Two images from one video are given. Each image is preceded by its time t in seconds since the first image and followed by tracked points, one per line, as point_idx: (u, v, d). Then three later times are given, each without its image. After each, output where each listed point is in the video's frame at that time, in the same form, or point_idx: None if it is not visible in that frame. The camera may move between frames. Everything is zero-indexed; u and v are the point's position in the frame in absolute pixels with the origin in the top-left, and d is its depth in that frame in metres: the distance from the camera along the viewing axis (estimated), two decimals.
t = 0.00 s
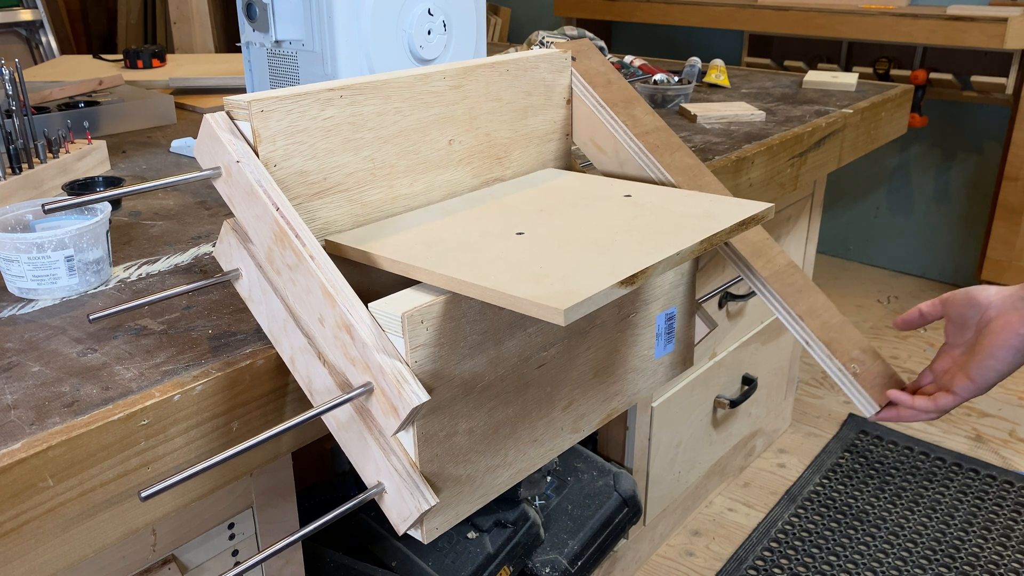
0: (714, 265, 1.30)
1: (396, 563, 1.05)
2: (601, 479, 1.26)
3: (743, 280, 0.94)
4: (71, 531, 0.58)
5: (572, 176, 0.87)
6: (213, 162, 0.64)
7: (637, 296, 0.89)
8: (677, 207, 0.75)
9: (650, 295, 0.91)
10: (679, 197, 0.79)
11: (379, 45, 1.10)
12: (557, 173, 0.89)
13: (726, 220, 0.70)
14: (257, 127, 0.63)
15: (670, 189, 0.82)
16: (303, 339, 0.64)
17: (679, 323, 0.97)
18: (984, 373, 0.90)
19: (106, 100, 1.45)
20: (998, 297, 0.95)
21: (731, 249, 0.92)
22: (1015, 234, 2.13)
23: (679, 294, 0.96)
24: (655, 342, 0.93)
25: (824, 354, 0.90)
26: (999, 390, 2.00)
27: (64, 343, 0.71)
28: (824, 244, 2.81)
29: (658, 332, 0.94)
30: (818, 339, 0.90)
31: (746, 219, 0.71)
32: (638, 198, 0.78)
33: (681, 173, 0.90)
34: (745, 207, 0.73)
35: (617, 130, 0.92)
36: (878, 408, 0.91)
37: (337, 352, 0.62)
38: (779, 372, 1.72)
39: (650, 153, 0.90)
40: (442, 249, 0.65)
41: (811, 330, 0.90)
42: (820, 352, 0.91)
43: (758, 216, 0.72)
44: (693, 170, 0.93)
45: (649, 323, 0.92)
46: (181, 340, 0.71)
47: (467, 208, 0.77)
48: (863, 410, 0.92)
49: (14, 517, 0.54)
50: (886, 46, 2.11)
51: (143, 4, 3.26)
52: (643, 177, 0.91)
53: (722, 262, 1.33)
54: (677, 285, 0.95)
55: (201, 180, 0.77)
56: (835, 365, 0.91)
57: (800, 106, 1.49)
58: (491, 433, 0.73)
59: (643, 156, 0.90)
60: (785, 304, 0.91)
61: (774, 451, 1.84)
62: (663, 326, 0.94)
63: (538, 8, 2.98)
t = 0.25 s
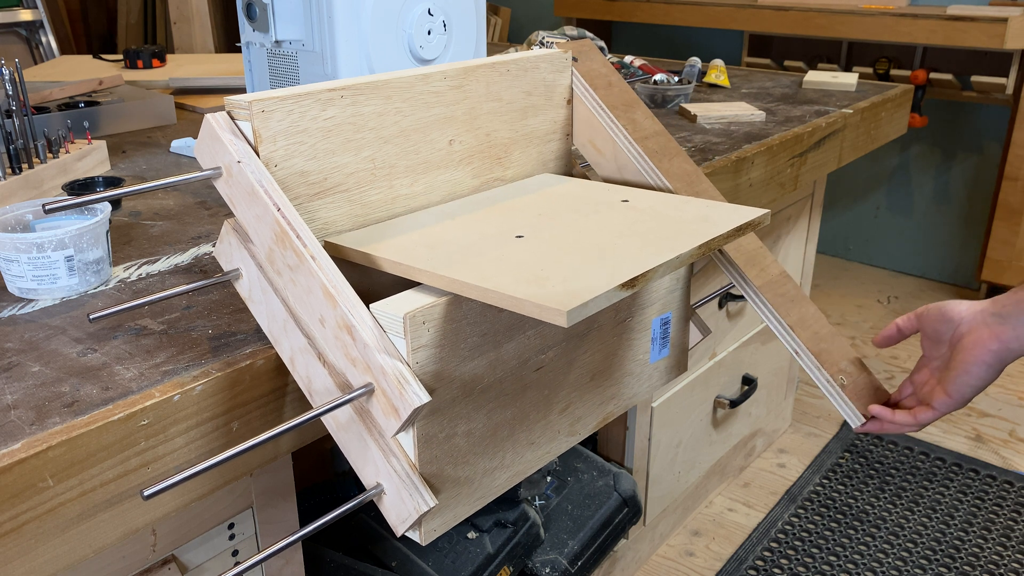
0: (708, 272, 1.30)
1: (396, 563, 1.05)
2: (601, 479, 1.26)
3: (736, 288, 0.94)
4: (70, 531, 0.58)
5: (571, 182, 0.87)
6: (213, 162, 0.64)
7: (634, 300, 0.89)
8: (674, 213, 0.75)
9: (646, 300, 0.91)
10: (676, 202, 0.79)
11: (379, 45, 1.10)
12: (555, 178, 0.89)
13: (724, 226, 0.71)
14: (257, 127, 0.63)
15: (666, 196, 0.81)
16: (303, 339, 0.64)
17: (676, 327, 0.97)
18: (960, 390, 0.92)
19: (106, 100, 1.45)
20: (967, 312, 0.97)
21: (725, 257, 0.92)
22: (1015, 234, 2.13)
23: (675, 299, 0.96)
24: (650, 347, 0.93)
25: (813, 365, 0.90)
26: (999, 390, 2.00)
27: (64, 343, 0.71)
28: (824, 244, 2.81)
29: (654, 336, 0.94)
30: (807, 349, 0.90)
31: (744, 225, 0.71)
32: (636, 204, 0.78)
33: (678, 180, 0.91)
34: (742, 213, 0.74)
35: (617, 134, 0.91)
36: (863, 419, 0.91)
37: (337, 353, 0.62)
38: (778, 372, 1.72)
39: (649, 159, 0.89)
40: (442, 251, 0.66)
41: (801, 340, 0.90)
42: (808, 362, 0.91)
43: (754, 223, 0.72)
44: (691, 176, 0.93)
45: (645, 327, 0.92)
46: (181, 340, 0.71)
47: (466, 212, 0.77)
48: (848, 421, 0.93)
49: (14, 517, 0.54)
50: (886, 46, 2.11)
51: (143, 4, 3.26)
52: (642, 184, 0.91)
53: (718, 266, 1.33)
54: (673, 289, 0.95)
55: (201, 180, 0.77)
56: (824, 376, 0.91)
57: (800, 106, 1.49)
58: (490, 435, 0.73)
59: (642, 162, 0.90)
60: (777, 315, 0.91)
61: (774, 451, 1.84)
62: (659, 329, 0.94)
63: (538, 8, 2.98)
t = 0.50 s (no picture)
0: (709, 271, 1.30)
1: (396, 563, 1.05)
2: (601, 479, 1.26)
3: (736, 288, 0.93)
4: (70, 531, 0.58)
5: (571, 182, 0.87)
6: (213, 162, 0.64)
7: (634, 301, 0.89)
8: (674, 212, 0.75)
9: (645, 299, 0.91)
10: (676, 202, 0.79)
11: (379, 45, 1.10)
12: (555, 178, 0.89)
13: (724, 225, 0.71)
14: (257, 127, 0.63)
15: (667, 195, 0.81)
16: (303, 339, 0.64)
17: (676, 327, 0.97)
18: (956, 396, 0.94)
19: (106, 100, 1.45)
20: (957, 312, 0.96)
21: (725, 256, 0.92)
22: (1015, 234, 2.13)
23: (675, 298, 0.96)
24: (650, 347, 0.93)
25: (814, 364, 0.90)
26: (999, 390, 2.00)
27: (64, 343, 0.71)
28: (824, 244, 2.81)
29: (654, 335, 0.94)
30: (807, 348, 0.90)
31: (744, 224, 0.71)
32: (636, 203, 0.78)
33: (678, 180, 0.91)
34: (742, 212, 0.74)
35: (617, 135, 0.91)
36: (862, 418, 0.91)
37: (337, 353, 0.62)
38: (779, 372, 1.72)
39: (649, 160, 0.89)
40: (442, 251, 0.66)
41: (801, 340, 0.90)
42: (809, 362, 0.91)
43: (755, 221, 0.73)
44: (691, 176, 0.93)
45: (644, 327, 0.92)
46: (181, 340, 0.71)
47: (465, 211, 0.77)
48: (847, 421, 0.93)
49: (14, 517, 0.54)
50: (886, 46, 2.11)
51: (143, 4, 3.26)
52: (642, 184, 0.91)
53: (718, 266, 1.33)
54: (673, 290, 0.95)
55: (201, 180, 0.77)
56: (824, 375, 0.91)
57: (800, 106, 1.49)
58: (490, 435, 0.73)
59: (642, 162, 0.90)
60: (777, 314, 0.91)
61: (774, 451, 1.84)
62: (658, 330, 0.94)
63: (538, 8, 2.98)
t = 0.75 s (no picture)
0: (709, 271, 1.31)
1: (396, 563, 1.05)
2: (601, 479, 1.26)
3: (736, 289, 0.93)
4: (70, 531, 0.58)
5: (571, 182, 0.87)
6: (213, 162, 0.64)
7: (634, 300, 0.89)
8: (674, 212, 0.75)
9: (646, 299, 0.91)
10: (675, 202, 0.79)
11: (379, 46, 1.10)
12: (555, 178, 0.89)
13: (724, 225, 0.71)
14: (257, 127, 0.63)
15: (666, 195, 0.81)
16: (303, 339, 0.64)
17: (676, 327, 0.97)
18: (958, 383, 0.93)
19: (106, 100, 1.45)
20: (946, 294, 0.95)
21: (726, 257, 0.92)
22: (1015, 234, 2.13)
23: (675, 298, 0.96)
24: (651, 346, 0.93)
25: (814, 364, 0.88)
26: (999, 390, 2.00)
27: (64, 343, 0.71)
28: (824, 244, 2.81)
29: (654, 336, 0.94)
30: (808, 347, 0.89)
31: (744, 224, 0.72)
32: (636, 203, 0.78)
33: (678, 179, 0.91)
34: (741, 212, 0.74)
35: (617, 135, 0.91)
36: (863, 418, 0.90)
37: (337, 353, 0.62)
38: (779, 372, 1.72)
39: (649, 159, 0.89)
40: (443, 251, 0.66)
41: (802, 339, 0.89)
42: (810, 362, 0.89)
43: (755, 221, 0.73)
44: (691, 176, 0.93)
45: (644, 327, 0.92)
46: (181, 340, 0.71)
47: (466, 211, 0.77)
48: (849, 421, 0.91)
49: (14, 517, 0.54)
50: (886, 46, 2.11)
51: (143, 4, 3.27)
52: (641, 184, 0.90)
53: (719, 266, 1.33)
54: (673, 290, 0.95)
55: (201, 180, 0.77)
56: (824, 375, 0.89)
57: (800, 106, 1.49)
58: (490, 435, 0.73)
59: (642, 162, 0.90)
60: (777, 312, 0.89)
61: (774, 451, 1.84)
62: (658, 330, 0.94)
63: (538, 8, 2.98)
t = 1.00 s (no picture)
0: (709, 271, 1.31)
1: (396, 563, 1.05)
2: (601, 479, 1.26)
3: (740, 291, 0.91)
4: (71, 531, 0.58)
5: (571, 182, 0.87)
6: (213, 162, 0.64)
7: (634, 300, 0.89)
8: (674, 212, 0.75)
9: (645, 299, 0.91)
10: (675, 201, 0.79)
11: (379, 46, 1.10)
12: (555, 178, 0.89)
13: (724, 225, 0.71)
14: (257, 127, 0.63)
15: (666, 195, 0.81)
16: (303, 339, 0.64)
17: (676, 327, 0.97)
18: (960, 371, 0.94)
19: (106, 100, 1.45)
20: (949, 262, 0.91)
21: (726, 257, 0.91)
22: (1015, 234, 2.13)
23: (675, 299, 0.96)
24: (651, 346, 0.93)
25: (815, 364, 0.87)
26: (999, 390, 2.00)
27: (64, 343, 0.71)
28: (824, 244, 2.81)
29: (654, 335, 0.94)
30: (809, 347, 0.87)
31: (743, 224, 0.72)
32: (636, 203, 0.78)
33: (678, 179, 0.91)
34: (741, 212, 0.74)
35: (617, 135, 0.91)
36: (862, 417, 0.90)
37: (337, 353, 0.62)
38: (779, 372, 1.72)
39: (649, 159, 0.89)
40: (442, 251, 0.66)
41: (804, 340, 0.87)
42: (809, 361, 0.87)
43: (755, 221, 0.73)
44: (691, 176, 0.93)
45: (644, 327, 0.92)
46: (181, 340, 0.71)
47: (466, 211, 0.77)
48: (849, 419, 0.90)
49: (14, 517, 0.54)
50: (886, 46, 2.11)
51: (143, 4, 3.27)
52: (642, 184, 0.90)
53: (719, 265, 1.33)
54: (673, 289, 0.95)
55: (202, 180, 0.77)
56: (824, 375, 0.88)
57: (800, 106, 1.49)
58: (490, 435, 0.73)
59: (642, 161, 0.90)
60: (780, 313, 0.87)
61: (774, 451, 1.84)
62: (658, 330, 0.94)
63: (538, 8, 2.98)
